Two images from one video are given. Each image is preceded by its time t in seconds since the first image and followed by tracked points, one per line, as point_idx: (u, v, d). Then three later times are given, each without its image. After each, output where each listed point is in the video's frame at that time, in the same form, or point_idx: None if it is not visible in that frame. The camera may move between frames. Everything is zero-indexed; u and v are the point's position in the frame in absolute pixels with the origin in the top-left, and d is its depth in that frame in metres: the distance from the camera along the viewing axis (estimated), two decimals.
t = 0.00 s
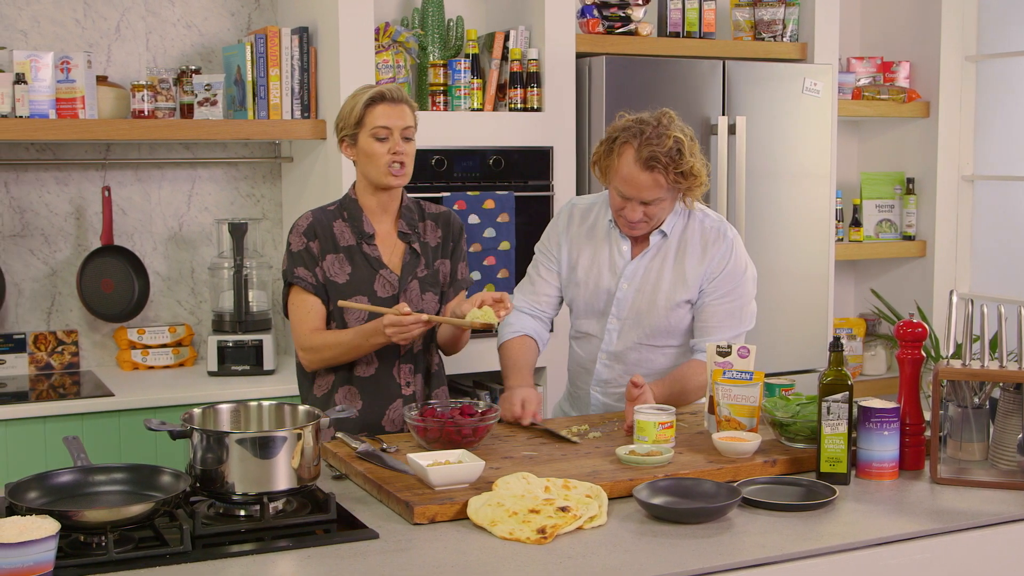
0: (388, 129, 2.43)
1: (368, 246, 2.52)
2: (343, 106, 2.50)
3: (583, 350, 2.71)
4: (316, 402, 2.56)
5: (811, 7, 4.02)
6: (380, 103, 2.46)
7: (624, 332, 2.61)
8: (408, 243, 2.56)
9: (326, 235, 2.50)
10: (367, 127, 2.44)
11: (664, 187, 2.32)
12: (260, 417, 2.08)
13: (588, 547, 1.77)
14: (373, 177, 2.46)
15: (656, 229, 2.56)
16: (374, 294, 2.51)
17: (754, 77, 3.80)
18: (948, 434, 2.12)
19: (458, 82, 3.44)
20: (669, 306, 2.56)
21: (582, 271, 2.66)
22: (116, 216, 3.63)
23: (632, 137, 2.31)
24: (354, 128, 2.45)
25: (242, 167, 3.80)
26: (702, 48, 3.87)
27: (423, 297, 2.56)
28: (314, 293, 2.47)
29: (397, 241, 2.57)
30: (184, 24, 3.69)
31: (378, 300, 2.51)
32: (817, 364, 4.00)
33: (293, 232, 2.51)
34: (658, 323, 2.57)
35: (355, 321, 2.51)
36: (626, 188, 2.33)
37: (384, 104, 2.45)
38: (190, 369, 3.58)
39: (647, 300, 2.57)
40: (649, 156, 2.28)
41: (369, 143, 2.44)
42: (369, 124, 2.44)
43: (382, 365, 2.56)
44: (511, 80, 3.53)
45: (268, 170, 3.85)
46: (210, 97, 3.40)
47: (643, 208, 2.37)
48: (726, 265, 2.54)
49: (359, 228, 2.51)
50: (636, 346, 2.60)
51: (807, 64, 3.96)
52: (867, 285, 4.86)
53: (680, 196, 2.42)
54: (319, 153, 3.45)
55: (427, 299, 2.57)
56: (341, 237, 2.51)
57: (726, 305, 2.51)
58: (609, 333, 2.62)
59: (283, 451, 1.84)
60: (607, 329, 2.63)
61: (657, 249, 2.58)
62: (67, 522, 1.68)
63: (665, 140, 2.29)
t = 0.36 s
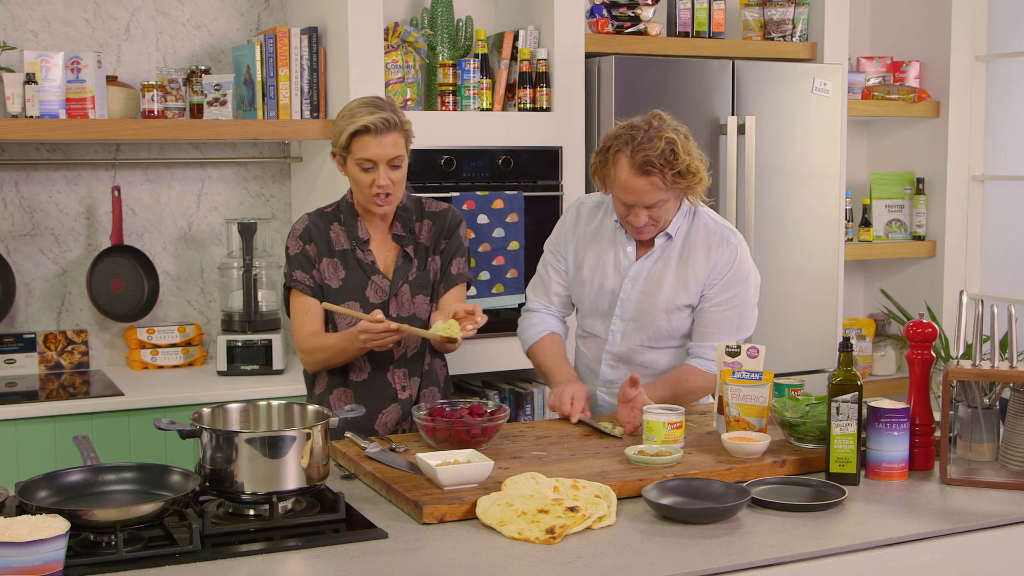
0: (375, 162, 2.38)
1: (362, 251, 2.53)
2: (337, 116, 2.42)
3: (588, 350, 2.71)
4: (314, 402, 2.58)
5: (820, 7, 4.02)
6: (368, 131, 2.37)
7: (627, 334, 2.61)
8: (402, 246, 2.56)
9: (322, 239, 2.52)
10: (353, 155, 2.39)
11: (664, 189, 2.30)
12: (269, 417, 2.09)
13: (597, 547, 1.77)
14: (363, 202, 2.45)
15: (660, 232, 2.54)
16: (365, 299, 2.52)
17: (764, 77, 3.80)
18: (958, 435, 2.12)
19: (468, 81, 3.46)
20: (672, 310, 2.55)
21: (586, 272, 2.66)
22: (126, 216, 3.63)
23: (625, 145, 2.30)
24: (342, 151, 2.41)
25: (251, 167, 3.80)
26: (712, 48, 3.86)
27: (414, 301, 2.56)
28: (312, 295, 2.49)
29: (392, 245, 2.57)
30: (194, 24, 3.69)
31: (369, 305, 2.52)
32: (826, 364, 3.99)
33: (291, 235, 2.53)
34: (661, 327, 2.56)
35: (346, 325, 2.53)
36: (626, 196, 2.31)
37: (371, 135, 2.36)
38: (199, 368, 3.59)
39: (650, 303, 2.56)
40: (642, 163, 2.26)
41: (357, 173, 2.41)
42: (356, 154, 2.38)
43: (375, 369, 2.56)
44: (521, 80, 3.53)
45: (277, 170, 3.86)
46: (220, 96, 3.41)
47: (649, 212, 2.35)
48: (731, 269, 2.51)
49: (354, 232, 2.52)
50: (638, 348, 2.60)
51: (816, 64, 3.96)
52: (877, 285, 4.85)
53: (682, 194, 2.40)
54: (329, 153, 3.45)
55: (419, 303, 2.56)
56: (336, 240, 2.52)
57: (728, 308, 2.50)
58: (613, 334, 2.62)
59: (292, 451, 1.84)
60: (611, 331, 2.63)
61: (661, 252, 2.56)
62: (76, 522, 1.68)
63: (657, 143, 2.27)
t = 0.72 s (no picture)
0: (393, 119, 2.45)
1: (384, 243, 2.53)
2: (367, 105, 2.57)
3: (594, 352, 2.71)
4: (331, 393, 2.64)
5: (829, 6, 4.01)
6: (391, 93, 2.48)
7: (630, 335, 2.61)
8: (425, 243, 2.55)
9: (347, 228, 2.54)
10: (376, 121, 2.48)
11: (653, 184, 2.31)
12: (278, 417, 2.09)
13: (606, 547, 1.77)
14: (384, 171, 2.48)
15: (659, 232, 2.54)
16: (378, 293, 2.52)
17: (773, 76, 3.80)
18: (967, 435, 2.11)
19: (477, 81, 3.46)
20: (674, 310, 2.54)
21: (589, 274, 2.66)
22: (135, 215, 3.64)
23: (608, 147, 2.32)
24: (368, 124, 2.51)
25: (260, 167, 3.81)
26: (722, 48, 3.86)
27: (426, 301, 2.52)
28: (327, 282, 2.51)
29: (416, 240, 2.56)
30: (203, 24, 3.70)
31: (380, 299, 2.51)
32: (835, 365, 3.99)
33: (319, 221, 2.58)
34: (663, 327, 2.56)
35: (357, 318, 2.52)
36: (617, 194, 2.32)
37: (390, 93, 2.47)
38: (208, 368, 3.59)
39: (651, 303, 2.56)
40: (626, 159, 2.27)
41: (378, 135, 2.47)
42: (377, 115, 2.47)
43: (381, 365, 2.57)
44: (530, 80, 3.53)
45: (286, 170, 3.86)
46: (229, 96, 3.42)
47: (643, 208, 2.35)
48: (732, 267, 2.50)
49: (379, 224, 2.54)
50: (642, 349, 2.60)
51: (826, 63, 3.95)
52: (887, 285, 4.85)
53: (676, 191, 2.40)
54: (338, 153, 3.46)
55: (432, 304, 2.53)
56: (359, 231, 2.54)
57: (731, 307, 2.49)
58: (616, 335, 2.62)
59: (301, 451, 1.84)
60: (614, 332, 2.63)
61: (661, 252, 2.56)
62: (86, 521, 1.68)
63: (640, 138, 2.27)
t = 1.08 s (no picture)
0: (432, 123, 2.45)
1: (408, 243, 2.53)
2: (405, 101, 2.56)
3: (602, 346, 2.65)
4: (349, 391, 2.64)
5: (843, 6, 4.00)
6: (432, 95, 2.47)
7: (642, 324, 2.57)
8: (448, 245, 2.54)
9: (373, 225, 2.56)
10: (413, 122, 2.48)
11: (655, 159, 2.32)
12: (290, 416, 2.09)
13: (618, 547, 1.77)
14: (417, 174, 2.48)
15: (665, 217, 2.53)
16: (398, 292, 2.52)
17: (786, 76, 3.79)
18: (981, 436, 2.12)
19: (490, 81, 3.47)
20: (688, 296, 2.51)
21: (597, 264, 2.64)
22: (148, 215, 3.65)
23: (610, 124, 2.35)
24: (406, 123, 2.51)
25: (273, 166, 3.82)
26: (735, 47, 3.85)
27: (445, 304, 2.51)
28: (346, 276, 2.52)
29: (440, 242, 2.56)
30: (216, 25, 3.70)
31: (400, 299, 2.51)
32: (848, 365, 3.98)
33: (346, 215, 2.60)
34: (677, 314, 2.53)
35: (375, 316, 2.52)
36: (619, 171, 2.34)
37: (432, 97, 2.47)
38: (221, 367, 3.60)
39: (664, 291, 2.53)
40: (628, 133, 2.30)
41: (415, 138, 2.47)
42: (416, 118, 2.47)
43: (402, 365, 2.57)
44: (542, 80, 3.53)
45: (299, 170, 3.87)
46: (241, 96, 3.43)
47: (646, 186, 2.36)
48: (744, 250, 2.49)
49: (405, 224, 2.54)
50: (656, 338, 2.56)
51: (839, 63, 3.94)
52: (900, 285, 4.84)
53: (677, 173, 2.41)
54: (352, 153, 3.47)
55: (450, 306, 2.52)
56: (385, 229, 2.55)
57: (746, 290, 2.48)
58: (628, 326, 2.58)
59: (314, 450, 1.84)
60: (626, 322, 2.59)
61: (670, 237, 2.55)
62: (99, 520, 1.68)
63: (641, 113, 2.30)
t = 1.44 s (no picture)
0: (435, 127, 2.42)
1: (405, 248, 2.53)
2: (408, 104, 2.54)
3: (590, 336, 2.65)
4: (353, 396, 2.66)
5: (860, 5, 3.99)
6: (435, 99, 2.45)
7: (631, 308, 2.57)
8: (444, 249, 2.53)
9: (368, 231, 2.56)
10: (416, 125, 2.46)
11: (643, 134, 2.44)
12: (306, 416, 2.09)
13: (634, 548, 1.76)
14: (418, 177, 2.46)
15: (649, 202, 2.57)
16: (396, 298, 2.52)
17: (803, 76, 3.78)
18: (998, 438, 2.08)
19: (506, 81, 3.46)
20: (673, 277, 2.53)
21: (583, 253, 2.65)
22: (165, 215, 3.66)
23: (600, 102, 2.49)
24: (407, 126, 2.49)
25: (290, 166, 3.83)
26: (751, 47, 3.84)
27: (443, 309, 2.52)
28: (342, 283, 2.54)
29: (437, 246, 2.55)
30: (233, 25, 3.71)
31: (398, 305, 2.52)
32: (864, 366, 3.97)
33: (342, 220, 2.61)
34: (665, 296, 2.54)
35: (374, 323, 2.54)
36: (607, 144, 2.46)
37: (436, 101, 2.44)
38: (237, 366, 3.61)
39: (651, 274, 2.55)
40: (617, 107, 2.44)
41: (416, 141, 2.44)
42: (419, 121, 2.45)
43: (401, 373, 2.58)
44: (558, 80, 3.54)
45: (315, 169, 3.88)
46: (258, 96, 3.43)
47: (632, 160, 2.47)
48: (726, 232, 2.53)
49: (400, 228, 2.54)
50: (644, 322, 2.56)
51: (855, 63, 3.93)
52: (916, 286, 4.83)
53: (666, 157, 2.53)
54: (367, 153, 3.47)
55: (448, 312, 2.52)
56: (380, 234, 2.55)
57: (730, 269, 2.50)
58: (616, 311, 2.58)
59: (329, 449, 1.84)
60: (613, 308, 2.59)
61: (654, 223, 2.58)
62: (115, 519, 1.69)
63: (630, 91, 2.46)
